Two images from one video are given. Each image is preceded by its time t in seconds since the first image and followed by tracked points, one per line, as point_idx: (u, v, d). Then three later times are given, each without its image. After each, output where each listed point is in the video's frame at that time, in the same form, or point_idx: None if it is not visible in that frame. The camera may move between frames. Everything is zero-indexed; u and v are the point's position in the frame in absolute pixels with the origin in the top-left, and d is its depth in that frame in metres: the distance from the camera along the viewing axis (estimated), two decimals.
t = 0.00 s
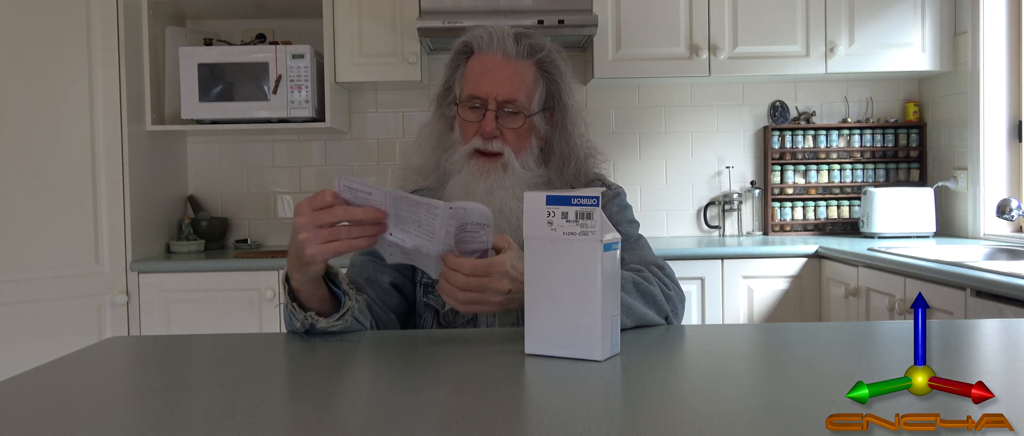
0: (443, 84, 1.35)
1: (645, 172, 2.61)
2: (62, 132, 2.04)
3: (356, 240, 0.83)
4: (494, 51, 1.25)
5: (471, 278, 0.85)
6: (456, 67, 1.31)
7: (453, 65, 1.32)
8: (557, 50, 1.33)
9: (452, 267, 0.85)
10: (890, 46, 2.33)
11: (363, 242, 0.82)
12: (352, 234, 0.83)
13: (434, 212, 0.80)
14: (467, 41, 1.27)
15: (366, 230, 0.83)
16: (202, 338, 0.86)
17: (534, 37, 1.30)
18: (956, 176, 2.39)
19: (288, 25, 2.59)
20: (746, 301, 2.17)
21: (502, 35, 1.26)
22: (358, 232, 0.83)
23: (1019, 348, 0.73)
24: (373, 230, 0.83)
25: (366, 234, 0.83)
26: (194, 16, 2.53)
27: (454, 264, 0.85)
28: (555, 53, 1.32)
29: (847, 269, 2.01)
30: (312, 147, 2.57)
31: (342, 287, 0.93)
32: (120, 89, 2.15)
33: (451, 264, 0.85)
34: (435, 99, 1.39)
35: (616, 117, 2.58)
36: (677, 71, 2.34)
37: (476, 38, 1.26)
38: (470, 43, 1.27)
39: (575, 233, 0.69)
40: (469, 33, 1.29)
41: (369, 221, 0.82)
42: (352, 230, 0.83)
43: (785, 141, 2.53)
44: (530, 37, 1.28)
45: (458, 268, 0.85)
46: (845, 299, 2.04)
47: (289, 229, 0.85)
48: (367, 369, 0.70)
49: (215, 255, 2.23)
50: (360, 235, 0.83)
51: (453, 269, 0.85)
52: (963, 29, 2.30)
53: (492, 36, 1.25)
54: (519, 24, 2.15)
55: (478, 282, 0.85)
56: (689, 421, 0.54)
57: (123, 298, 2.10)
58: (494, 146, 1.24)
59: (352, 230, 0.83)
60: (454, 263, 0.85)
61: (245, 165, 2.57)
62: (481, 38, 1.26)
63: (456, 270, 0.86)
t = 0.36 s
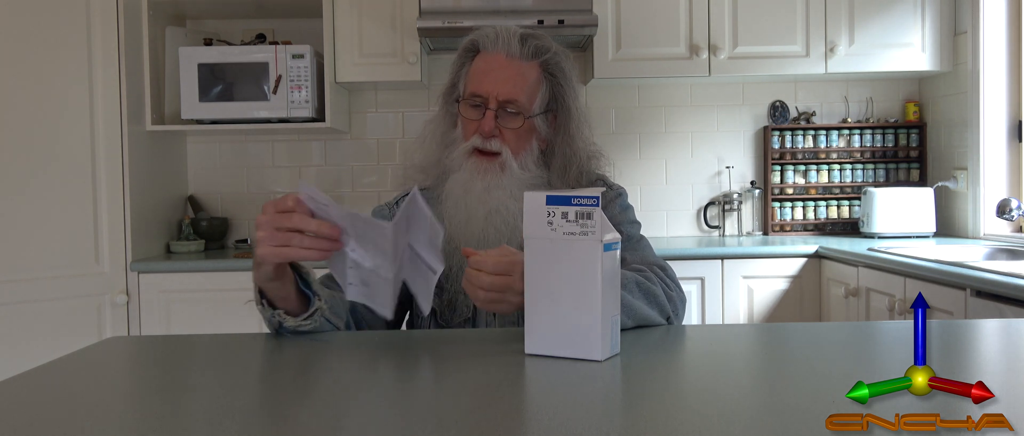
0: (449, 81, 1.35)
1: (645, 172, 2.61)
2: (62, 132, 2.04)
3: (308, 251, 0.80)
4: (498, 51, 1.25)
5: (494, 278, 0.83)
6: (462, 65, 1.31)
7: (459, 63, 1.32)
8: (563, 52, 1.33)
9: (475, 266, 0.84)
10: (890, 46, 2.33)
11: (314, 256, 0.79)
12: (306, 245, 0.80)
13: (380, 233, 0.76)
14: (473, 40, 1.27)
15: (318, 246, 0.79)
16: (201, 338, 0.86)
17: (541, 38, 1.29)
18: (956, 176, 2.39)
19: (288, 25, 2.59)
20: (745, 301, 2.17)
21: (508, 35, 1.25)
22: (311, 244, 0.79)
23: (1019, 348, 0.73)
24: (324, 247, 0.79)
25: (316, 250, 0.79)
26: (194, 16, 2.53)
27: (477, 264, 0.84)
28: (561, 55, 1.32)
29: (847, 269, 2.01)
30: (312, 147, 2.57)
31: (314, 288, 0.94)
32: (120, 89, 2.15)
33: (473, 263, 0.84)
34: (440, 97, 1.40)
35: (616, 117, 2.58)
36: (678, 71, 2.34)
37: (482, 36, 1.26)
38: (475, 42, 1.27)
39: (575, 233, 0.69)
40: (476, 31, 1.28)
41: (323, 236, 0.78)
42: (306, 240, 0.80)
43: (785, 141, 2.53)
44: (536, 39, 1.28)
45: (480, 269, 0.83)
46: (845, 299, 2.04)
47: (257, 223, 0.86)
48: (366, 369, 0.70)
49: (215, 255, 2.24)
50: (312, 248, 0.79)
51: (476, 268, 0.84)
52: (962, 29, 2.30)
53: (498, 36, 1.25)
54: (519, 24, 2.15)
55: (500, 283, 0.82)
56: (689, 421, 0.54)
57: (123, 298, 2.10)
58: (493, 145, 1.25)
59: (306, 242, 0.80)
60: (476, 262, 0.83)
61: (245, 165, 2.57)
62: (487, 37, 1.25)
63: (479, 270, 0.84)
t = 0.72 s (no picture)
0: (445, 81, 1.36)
1: (645, 172, 2.61)
2: (62, 131, 2.04)
3: (310, 234, 0.80)
4: (492, 50, 1.25)
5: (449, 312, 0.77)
6: (459, 64, 1.31)
7: (456, 63, 1.32)
8: (559, 52, 1.33)
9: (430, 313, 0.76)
10: (890, 46, 2.33)
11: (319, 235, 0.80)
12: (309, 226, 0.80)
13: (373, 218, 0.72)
14: (469, 39, 1.27)
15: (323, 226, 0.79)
16: (201, 339, 0.86)
17: (538, 39, 1.29)
18: (956, 176, 2.39)
19: (288, 25, 2.59)
20: (746, 301, 2.17)
21: (503, 35, 1.26)
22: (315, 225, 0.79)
23: (1019, 348, 0.73)
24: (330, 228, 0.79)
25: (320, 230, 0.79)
26: (194, 16, 2.52)
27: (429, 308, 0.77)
28: (557, 56, 1.31)
29: (847, 269, 2.01)
30: (312, 147, 2.57)
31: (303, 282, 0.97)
32: (120, 89, 2.15)
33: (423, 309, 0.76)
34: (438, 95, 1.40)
35: (616, 117, 2.58)
36: (677, 71, 2.34)
37: (478, 36, 1.26)
38: (471, 42, 1.27)
39: (576, 233, 0.69)
40: (473, 31, 1.29)
41: (326, 217, 0.78)
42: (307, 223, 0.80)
43: (785, 141, 2.53)
44: (532, 39, 1.28)
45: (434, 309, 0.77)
46: (845, 299, 2.04)
47: (256, 210, 0.85)
48: (367, 369, 0.70)
49: (215, 255, 2.24)
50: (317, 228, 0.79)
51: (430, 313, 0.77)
52: (962, 29, 2.30)
53: (493, 36, 1.25)
54: (519, 24, 2.15)
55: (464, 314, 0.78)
56: (688, 421, 0.54)
57: (123, 298, 2.10)
58: (485, 145, 1.24)
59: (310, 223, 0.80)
60: (430, 303, 0.77)
61: (245, 165, 2.57)
62: (483, 37, 1.26)
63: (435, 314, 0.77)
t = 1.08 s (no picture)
0: (445, 80, 1.35)
1: (645, 172, 2.60)
2: (61, 131, 2.04)
3: (326, 220, 0.83)
4: (492, 50, 1.25)
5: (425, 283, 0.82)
6: (458, 63, 1.31)
7: (455, 63, 1.32)
8: (559, 52, 1.33)
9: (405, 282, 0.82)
10: (890, 46, 2.33)
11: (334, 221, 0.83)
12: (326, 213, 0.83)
13: (398, 203, 0.78)
14: (469, 39, 1.27)
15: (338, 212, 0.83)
16: (202, 338, 0.86)
17: (537, 39, 1.30)
18: (956, 176, 2.39)
19: (288, 25, 2.59)
20: (746, 301, 2.17)
21: (502, 35, 1.25)
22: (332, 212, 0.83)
23: (1019, 348, 0.73)
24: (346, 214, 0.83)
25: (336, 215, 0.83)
26: (194, 16, 2.53)
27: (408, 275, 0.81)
28: (557, 56, 1.31)
29: (847, 269, 2.01)
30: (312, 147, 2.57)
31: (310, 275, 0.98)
32: (120, 89, 2.15)
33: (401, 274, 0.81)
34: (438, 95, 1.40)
35: (616, 117, 2.58)
36: (677, 71, 2.34)
37: (477, 36, 1.26)
38: (471, 41, 1.27)
39: (576, 233, 0.69)
40: (473, 31, 1.29)
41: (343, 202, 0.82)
42: (324, 210, 0.83)
43: (785, 141, 2.53)
44: (531, 39, 1.28)
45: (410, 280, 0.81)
46: (845, 299, 2.04)
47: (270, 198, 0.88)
48: (367, 369, 0.70)
49: (215, 255, 2.24)
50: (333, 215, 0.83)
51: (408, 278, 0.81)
52: (962, 29, 2.30)
53: (493, 36, 1.25)
54: (519, 24, 2.15)
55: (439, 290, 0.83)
56: (688, 421, 0.54)
57: (123, 298, 2.10)
58: (484, 145, 1.24)
59: (326, 211, 0.83)
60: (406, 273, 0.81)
61: (245, 165, 2.57)
62: (482, 37, 1.26)
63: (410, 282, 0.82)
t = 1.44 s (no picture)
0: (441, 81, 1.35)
1: (645, 172, 2.61)
2: (61, 131, 2.04)
3: (297, 237, 0.84)
4: (488, 50, 1.25)
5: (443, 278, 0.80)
6: (454, 64, 1.31)
7: (452, 64, 1.32)
8: (554, 52, 1.33)
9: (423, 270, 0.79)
10: (890, 46, 2.33)
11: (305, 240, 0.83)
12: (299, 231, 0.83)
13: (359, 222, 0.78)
14: (464, 39, 1.27)
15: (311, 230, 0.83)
16: (202, 338, 0.86)
17: (533, 39, 1.30)
18: (956, 176, 2.39)
19: (288, 25, 2.59)
20: (746, 301, 2.17)
21: (498, 35, 1.26)
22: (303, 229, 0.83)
23: (1019, 348, 0.73)
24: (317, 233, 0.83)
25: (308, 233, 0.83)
26: (194, 16, 2.53)
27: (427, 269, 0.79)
28: (553, 56, 1.32)
29: (847, 269, 2.01)
30: (312, 147, 2.57)
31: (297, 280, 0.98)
32: (120, 89, 2.15)
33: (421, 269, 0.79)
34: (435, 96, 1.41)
35: (615, 117, 2.58)
36: (677, 71, 2.34)
37: (472, 36, 1.26)
38: (466, 42, 1.28)
39: (576, 233, 0.69)
40: (469, 32, 1.29)
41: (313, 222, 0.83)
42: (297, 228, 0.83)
43: (785, 141, 2.53)
44: (527, 38, 1.28)
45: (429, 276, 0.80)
46: (845, 299, 2.04)
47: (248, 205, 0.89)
48: (367, 369, 0.70)
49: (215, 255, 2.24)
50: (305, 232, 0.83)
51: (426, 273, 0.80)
52: (962, 29, 2.30)
53: (488, 36, 1.25)
54: (519, 24, 2.15)
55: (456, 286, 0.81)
56: (688, 421, 0.54)
57: (123, 298, 2.10)
58: (480, 144, 1.25)
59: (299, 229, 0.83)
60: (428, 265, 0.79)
61: (245, 165, 2.57)
62: (478, 38, 1.26)
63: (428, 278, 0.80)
